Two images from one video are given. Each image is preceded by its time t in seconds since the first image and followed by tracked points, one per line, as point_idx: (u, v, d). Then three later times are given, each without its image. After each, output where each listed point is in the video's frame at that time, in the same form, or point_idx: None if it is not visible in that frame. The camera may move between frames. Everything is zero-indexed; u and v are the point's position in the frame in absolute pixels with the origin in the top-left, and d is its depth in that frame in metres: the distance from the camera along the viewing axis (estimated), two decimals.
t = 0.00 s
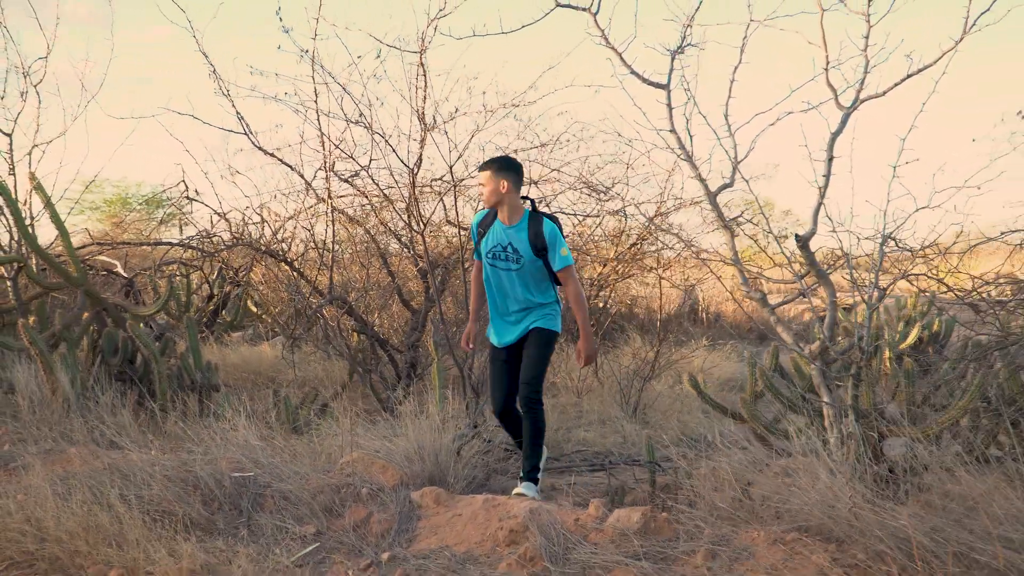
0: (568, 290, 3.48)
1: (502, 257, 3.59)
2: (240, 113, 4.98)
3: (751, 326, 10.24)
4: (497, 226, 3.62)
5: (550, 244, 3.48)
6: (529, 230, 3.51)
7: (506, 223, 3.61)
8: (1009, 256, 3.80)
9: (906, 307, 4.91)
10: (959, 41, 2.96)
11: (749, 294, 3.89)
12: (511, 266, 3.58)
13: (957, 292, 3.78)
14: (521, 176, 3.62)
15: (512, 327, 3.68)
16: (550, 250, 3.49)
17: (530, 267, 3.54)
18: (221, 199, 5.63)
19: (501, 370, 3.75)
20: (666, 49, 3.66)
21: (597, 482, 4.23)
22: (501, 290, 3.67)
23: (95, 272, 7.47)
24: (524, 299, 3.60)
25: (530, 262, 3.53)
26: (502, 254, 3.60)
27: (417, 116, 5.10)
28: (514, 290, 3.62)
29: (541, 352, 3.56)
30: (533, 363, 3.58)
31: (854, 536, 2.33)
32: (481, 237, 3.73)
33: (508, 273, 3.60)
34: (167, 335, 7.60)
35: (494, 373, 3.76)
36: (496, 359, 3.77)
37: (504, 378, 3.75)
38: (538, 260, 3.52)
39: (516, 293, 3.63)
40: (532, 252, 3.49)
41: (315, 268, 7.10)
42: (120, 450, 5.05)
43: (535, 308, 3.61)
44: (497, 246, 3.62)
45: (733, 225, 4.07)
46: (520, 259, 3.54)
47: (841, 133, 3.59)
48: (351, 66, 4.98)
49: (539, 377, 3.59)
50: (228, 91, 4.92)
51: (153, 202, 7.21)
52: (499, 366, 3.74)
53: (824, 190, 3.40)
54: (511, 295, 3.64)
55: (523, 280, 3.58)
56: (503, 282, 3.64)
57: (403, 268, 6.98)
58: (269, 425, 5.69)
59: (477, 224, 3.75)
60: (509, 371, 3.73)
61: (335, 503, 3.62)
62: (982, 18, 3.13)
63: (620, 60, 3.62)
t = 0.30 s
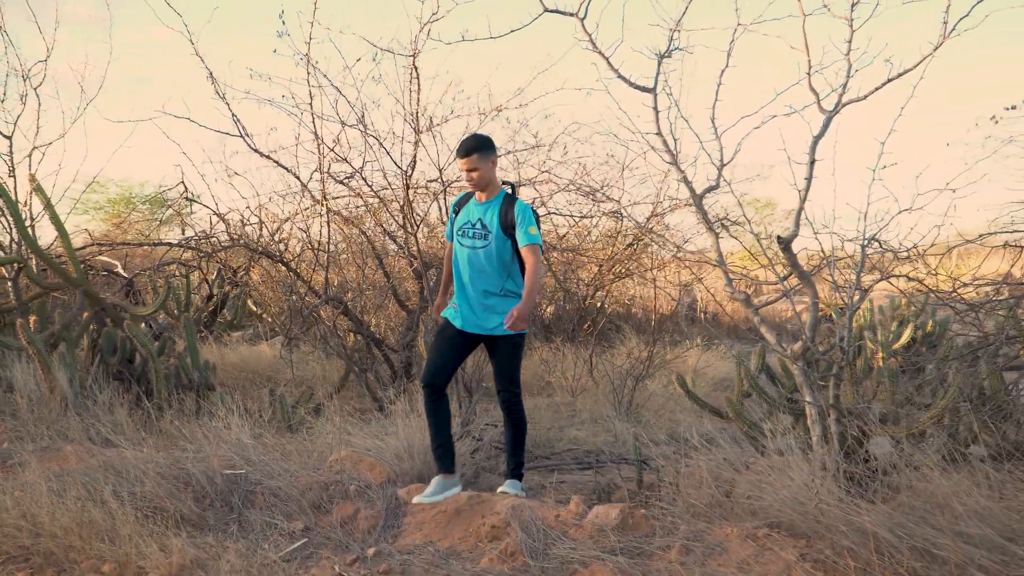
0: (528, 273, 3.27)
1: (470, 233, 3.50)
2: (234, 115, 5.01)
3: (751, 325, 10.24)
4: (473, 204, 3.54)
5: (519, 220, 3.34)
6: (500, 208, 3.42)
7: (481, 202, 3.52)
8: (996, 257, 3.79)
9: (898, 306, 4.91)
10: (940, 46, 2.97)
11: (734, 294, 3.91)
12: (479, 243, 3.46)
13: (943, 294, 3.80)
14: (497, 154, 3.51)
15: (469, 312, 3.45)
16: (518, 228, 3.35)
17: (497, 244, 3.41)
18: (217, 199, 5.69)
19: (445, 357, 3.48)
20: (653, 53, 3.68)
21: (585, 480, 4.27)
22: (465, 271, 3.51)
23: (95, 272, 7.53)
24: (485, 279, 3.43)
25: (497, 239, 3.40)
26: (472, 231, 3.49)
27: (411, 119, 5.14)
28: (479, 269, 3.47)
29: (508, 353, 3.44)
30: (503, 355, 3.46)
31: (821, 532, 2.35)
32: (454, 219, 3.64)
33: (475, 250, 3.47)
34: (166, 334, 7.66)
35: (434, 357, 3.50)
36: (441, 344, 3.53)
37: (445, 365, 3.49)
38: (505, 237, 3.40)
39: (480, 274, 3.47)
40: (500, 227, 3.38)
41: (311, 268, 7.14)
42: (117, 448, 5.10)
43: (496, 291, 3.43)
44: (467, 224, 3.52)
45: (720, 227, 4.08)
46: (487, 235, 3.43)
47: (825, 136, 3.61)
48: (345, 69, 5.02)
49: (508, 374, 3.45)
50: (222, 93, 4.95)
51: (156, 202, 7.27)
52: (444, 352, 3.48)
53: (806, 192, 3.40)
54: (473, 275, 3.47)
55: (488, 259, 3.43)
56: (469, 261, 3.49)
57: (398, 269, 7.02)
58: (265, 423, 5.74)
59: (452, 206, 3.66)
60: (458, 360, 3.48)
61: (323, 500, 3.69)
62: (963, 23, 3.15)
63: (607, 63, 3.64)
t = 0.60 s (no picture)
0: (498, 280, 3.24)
1: (429, 244, 3.32)
2: (236, 117, 5.07)
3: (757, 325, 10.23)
4: (429, 215, 3.37)
5: (483, 229, 3.24)
6: (461, 216, 3.28)
7: (439, 211, 3.36)
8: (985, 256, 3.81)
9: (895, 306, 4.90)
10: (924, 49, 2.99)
11: (725, 294, 3.93)
12: (440, 254, 3.31)
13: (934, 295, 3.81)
14: (452, 161, 3.37)
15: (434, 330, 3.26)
16: (482, 237, 3.24)
17: (460, 255, 3.27)
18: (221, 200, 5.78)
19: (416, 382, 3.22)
20: (647, 56, 3.70)
21: (580, 477, 4.33)
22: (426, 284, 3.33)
23: (103, 272, 7.62)
24: (449, 293, 3.26)
25: (460, 250, 3.26)
26: (431, 241, 3.32)
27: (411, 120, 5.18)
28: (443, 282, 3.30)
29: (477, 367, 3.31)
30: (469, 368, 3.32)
31: (793, 525, 2.38)
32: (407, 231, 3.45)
33: (436, 263, 3.30)
34: (171, 333, 7.75)
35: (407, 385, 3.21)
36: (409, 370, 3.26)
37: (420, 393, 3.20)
38: (470, 246, 3.26)
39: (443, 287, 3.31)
40: (464, 237, 3.24)
41: (314, 268, 7.20)
42: (121, 444, 5.20)
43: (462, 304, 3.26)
44: (425, 235, 3.34)
45: (713, 226, 4.08)
46: (450, 245, 3.27)
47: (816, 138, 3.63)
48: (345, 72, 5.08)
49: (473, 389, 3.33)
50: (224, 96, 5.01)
51: (165, 202, 7.36)
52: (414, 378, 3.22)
53: (796, 192, 3.37)
54: (436, 289, 3.30)
55: (452, 270, 3.27)
56: (430, 274, 3.32)
57: (400, 268, 7.08)
58: (267, 421, 5.82)
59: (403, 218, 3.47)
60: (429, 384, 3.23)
61: (319, 496, 3.77)
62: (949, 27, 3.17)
63: (599, 66, 3.68)
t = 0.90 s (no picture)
0: (476, 284, 3.03)
1: (403, 247, 3.05)
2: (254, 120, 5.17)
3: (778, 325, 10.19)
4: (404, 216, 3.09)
5: (462, 232, 3.01)
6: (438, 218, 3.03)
7: (413, 213, 3.10)
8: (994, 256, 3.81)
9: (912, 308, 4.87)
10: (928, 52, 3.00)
11: (732, 295, 3.95)
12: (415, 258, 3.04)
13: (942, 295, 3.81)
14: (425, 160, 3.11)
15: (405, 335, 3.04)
16: (461, 238, 3.00)
17: (437, 259, 3.01)
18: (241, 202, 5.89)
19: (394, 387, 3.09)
20: (654, 60, 3.72)
21: (590, 474, 4.39)
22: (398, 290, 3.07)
23: (126, 272, 7.78)
24: (422, 299, 3.00)
25: (438, 252, 3.00)
26: (405, 244, 3.05)
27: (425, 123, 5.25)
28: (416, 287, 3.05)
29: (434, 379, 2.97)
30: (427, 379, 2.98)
31: (787, 522, 2.44)
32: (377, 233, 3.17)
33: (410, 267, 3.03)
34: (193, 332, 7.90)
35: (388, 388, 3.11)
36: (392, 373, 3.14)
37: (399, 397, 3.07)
38: (447, 250, 3.01)
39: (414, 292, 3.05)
40: (441, 239, 2.98)
41: (332, 268, 7.30)
42: (143, 439, 5.34)
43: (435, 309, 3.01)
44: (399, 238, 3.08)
45: (720, 228, 4.09)
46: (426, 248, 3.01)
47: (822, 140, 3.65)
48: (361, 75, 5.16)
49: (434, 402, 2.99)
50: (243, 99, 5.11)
51: (188, 203, 7.49)
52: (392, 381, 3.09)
53: (802, 195, 3.37)
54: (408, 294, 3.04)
55: (426, 274, 3.01)
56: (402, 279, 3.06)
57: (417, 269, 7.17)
58: (285, 418, 5.94)
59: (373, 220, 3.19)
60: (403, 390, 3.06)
61: (333, 491, 3.88)
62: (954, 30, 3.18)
63: (608, 71, 3.72)
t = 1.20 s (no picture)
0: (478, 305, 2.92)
1: (408, 262, 2.96)
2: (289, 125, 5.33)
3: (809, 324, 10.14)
4: (411, 230, 3.01)
5: (468, 251, 2.90)
6: (445, 235, 2.94)
7: (419, 228, 3.00)
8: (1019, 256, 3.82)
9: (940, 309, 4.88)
10: (947, 55, 3.05)
11: (755, 295, 4.00)
12: (418, 273, 2.95)
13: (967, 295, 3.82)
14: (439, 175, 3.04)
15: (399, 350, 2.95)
16: (466, 258, 2.90)
17: (439, 277, 2.91)
18: (276, 203, 6.04)
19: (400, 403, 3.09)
20: (678, 65, 3.78)
21: (616, 470, 4.47)
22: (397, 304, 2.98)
23: (165, 272, 8.01)
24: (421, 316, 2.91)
25: (442, 270, 2.91)
26: (409, 258, 2.97)
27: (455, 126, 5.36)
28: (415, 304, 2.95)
29: (431, 394, 2.90)
30: (423, 394, 2.91)
31: (800, 515, 2.51)
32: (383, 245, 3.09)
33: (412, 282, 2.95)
34: (231, 331, 8.11)
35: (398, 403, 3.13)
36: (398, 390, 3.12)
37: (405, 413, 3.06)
38: (451, 269, 2.92)
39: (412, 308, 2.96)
40: (446, 257, 2.89)
41: (364, 268, 7.44)
42: (183, 434, 5.52)
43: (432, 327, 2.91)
44: (405, 252, 2.99)
45: (744, 229, 4.14)
46: (430, 265, 2.92)
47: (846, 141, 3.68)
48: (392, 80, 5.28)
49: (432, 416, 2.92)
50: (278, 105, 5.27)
51: (224, 204, 7.70)
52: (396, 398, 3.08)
53: (823, 197, 3.42)
54: (407, 309, 2.95)
55: (428, 291, 2.92)
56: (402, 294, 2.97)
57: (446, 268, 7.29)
58: (319, 415, 6.09)
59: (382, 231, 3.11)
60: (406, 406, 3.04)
61: (365, 484, 4.01)
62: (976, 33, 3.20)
63: (633, 76, 3.79)
